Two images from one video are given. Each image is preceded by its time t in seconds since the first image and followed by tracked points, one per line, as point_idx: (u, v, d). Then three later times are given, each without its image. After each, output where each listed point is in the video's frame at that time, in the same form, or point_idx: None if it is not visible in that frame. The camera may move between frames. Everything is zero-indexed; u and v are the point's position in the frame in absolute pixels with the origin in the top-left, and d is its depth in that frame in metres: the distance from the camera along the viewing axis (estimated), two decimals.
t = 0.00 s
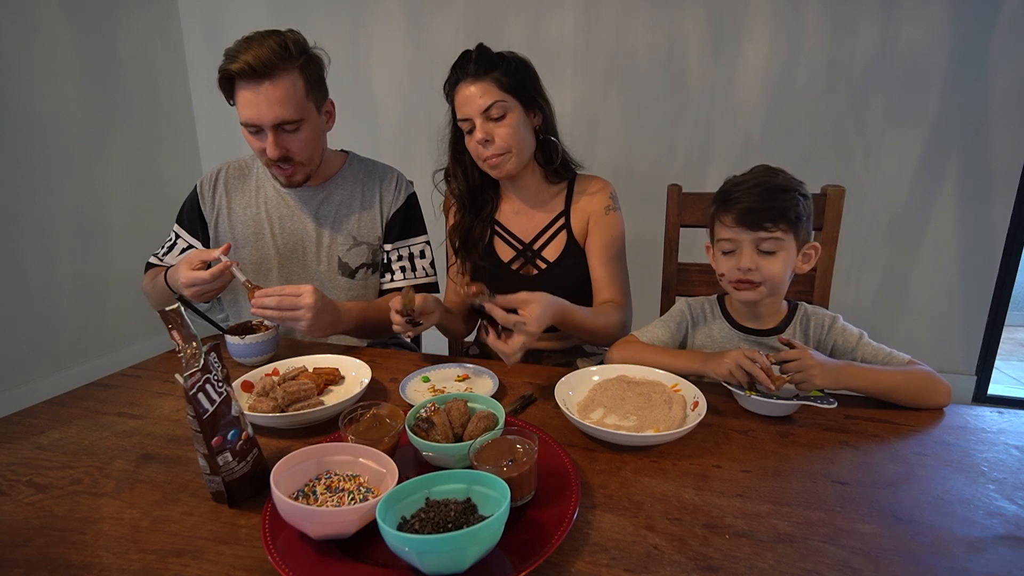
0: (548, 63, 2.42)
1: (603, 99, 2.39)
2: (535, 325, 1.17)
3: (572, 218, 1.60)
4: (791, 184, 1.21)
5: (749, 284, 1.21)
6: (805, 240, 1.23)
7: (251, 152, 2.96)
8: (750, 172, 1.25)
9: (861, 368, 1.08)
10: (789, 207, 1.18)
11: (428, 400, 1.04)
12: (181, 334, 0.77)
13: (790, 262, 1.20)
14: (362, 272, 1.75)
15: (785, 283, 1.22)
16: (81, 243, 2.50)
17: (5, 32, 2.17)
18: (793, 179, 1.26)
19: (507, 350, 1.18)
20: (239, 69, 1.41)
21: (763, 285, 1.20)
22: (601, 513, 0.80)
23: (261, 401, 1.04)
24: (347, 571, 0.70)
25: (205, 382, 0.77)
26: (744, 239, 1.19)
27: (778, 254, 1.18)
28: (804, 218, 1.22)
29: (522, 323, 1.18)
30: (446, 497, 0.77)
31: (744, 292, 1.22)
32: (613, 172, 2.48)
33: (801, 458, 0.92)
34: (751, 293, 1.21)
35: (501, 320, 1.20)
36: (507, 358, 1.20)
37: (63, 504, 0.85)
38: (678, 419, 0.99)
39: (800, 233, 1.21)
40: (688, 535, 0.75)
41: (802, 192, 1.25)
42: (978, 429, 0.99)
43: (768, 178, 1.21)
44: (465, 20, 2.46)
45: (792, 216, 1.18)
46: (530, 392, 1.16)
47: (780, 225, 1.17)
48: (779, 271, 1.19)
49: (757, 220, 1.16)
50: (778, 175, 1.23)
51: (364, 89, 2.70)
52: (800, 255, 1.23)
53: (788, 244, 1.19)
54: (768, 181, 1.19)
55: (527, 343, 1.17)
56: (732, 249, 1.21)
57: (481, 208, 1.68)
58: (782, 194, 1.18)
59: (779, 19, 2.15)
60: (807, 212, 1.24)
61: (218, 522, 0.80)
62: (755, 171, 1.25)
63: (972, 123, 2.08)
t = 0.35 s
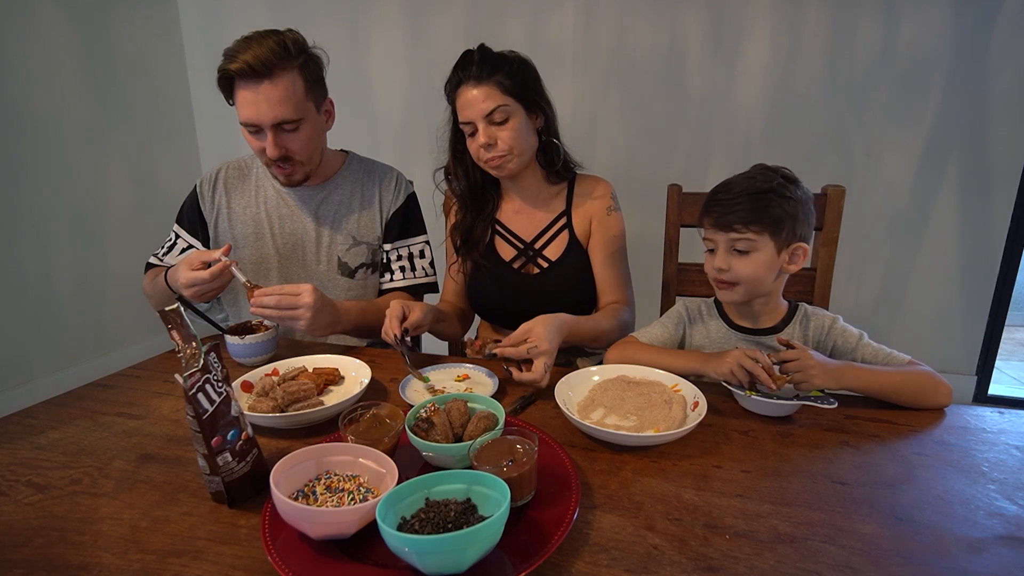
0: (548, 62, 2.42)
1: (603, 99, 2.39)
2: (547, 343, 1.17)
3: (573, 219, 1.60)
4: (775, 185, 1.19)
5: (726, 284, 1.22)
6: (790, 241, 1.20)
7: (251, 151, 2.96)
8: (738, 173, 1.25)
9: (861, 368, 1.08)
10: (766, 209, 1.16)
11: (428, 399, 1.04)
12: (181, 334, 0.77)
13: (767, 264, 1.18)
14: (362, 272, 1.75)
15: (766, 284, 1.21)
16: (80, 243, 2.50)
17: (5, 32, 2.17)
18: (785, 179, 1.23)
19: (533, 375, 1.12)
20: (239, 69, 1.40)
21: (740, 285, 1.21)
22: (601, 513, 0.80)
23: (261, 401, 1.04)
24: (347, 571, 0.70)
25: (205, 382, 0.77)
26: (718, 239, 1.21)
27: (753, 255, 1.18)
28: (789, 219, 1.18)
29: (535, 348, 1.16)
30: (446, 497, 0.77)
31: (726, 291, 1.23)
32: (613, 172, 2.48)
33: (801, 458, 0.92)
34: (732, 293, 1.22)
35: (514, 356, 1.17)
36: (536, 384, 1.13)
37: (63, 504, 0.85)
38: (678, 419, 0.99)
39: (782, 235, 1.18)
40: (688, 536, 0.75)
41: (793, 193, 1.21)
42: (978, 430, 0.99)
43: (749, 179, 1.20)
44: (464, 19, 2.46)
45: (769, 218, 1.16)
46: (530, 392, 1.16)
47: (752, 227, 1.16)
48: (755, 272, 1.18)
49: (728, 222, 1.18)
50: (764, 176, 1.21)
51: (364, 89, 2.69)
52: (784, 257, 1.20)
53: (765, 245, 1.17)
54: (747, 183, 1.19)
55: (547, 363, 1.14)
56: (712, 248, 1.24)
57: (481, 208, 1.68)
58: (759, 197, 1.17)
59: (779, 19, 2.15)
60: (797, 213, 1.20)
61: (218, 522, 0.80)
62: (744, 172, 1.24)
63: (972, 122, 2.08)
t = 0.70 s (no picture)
0: (548, 62, 2.42)
1: (603, 99, 2.39)
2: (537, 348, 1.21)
3: (573, 218, 1.59)
4: (767, 186, 1.19)
5: (717, 284, 1.22)
6: (782, 242, 1.19)
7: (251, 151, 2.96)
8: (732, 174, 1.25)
9: (861, 368, 1.08)
10: (757, 210, 1.16)
11: (428, 400, 1.04)
12: (181, 334, 0.77)
13: (758, 265, 1.18)
14: (362, 272, 1.75)
15: (758, 284, 1.20)
16: (81, 242, 2.50)
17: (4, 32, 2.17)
18: (779, 180, 1.22)
19: (534, 380, 1.12)
20: (239, 69, 1.40)
21: (732, 285, 1.21)
22: (601, 513, 0.80)
23: (261, 401, 1.04)
24: (347, 571, 0.70)
25: (205, 382, 0.77)
26: (710, 240, 1.21)
27: (744, 255, 1.18)
28: (781, 220, 1.18)
29: (525, 356, 1.18)
30: (446, 497, 0.77)
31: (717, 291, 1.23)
32: (613, 172, 2.48)
33: (801, 458, 0.92)
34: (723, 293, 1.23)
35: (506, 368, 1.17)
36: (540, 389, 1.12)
37: (63, 504, 0.85)
38: (679, 419, 0.99)
39: (774, 235, 1.18)
40: (688, 536, 0.75)
41: (787, 193, 1.20)
42: (979, 430, 0.99)
43: (742, 180, 1.20)
44: (465, 19, 2.46)
45: (760, 219, 1.16)
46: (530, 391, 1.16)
47: (742, 227, 1.16)
48: (745, 272, 1.18)
49: (719, 223, 1.18)
50: (757, 177, 1.21)
51: (364, 88, 2.69)
52: (777, 257, 1.20)
53: (756, 246, 1.17)
54: (739, 185, 1.19)
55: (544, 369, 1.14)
56: (705, 248, 1.24)
57: (480, 208, 1.67)
58: (750, 198, 1.17)
59: (780, 19, 2.14)
60: (790, 213, 1.19)
61: (218, 522, 0.80)
62: (739, 173, 1.24)
63: (973, 122, 2.08)
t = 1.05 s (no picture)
0: (548, 62, 2.41)
1: (604, 99, 2.39)
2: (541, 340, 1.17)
3: (571, 218, 1.60)
4: (773, 186, 1.19)
5: (721, 284, 1.22)
6: (787, 242, 1.19)
7: (251, 151, 2.96)
8: (737, 173, 1.24)
9: (860, 368, 1.08)
10: (763, 211, 1.16)
11: (428, 399, 1.04)
12: (180, 334, 0.77)
13: (763, 266, 1.18)
14: (363, 272, 1.75)
15: (761, 284, 1.21)
16: (81, 242, 2.50)
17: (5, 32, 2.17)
18: (783, 180, 1.22)
19: (526, 372, 1.12)
20: (240, 68, 1.40)
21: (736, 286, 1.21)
22: (601, 513, 0.80)
23: (261, 401, 1.04)
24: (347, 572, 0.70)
25: (205, 382, 0.77)
26: (715, 240, 1.21)
27: (749, 256, 1.18)
28: (786, 220, 1.18)
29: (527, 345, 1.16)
30: (446, 497, 0.76)
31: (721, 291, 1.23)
32: (614, 172, 2.48)
33: (802, 459, 0.91)
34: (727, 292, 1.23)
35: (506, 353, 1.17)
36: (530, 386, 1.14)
37: (62, 505, 0.85)
38: (679, 419, 0.99)
39: (779, 236, 1.18)
40: (688, 536, 0.75)
41: (790, 193, 1.20)
42: (979, 430, 0.99)
43: (748, 180, 1.20)
44: (465, 19, 2.46)
45: (766, 220, 1.16)
46: (529, 392, 1.16)
47: (749, 228, 1.16)
48: (750, 273, 1.18)
49: (725, 223, 1.18)
50: (762, 177, 1.20)
51: (364, 88, 2.69)
52: (782, 257, 1.20)
53: (761, 246, 1.17)
54: (744, 184, 1.19)
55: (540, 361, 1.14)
56: (709, 248, 1.24)
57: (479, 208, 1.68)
58: (756, 199, 1.17)
59: (781, 19, 2.14)
60: (794, 214, 1.19)
61: (217, 522, 0.80)
62: (742, 172, 1.24)
63: (973, 122, 2.08)
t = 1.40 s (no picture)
0: (549, 62, 2.41)
1: (604, 99, 2.39)
2: (531, 262, 1.17)
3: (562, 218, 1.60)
4: (775, 188, 1.18)
5: (723, 285, 1.23)
6: (789, 244, 1.19)
7: (251, 151, 2.96)
8: (738, 174, 1.24)
9: (860, 367, 1.08)
10: (765, 214, 1.16)
11: (428, 399, 1.04)
12: (179, 334, 0.77)
13: (765, 267, 1.18)
14: (363, 272, 1.74)
15: (762, 286, 1.21)
16: (81, 242, 2.50)
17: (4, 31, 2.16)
18: (785, 181, 1.22)
19: (503, 283, 1.17)
20: (240, 68, 1.40)
21: (738, 287, 1.21)
22: (601, 514, 0.80)
23: (261, 401, 1.04)
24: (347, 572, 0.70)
25: (204, 382, 0.77)
26: (717, 242, 1.21)
27: (751, 258, 1.18)
28: (788, 222, 1.18)
29: (518, 261, 1.17)
30: (446, 497, 0.76)
31: (723, 291, 1.24)
32: (614, 172, 2.48)
33: (802, 459, 0.91)
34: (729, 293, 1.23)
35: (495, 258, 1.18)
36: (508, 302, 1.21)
37: (61, 505, 0.85)
38: (679, 419, 0.99)
39: (781, 238, 1.18)
40: (688, 536, 0.75)
41: (792, 195, 1.20)
42: (980, 430, 0.99)
43: (750, 182, 1.19)
44: (465, 19, 2.46)
45: (768, 223, 1.16)
46: (530, 392, 1.16)
47: (751, 231, 1.16)
48: (752, 275, 1.19)
49: (728, 226, 1.17)
50: (764, 179, 1.20)
51: (364, 88, 2.69)
52: (784, 258, 1.21)
53: (763, 249, 1.17)
54: (747, 187, 1.18)
55: (521, 280, 1.17)
56: (711, 249, 1.24)
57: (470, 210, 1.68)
58: (758, 202, 1.16)
59: (781, 19, 2.14)
60: (796, 216, 1.19)
61: (216, 523, 0.80)
62: (743, 172, 1.23)
63: (974, 122, 2.08)
